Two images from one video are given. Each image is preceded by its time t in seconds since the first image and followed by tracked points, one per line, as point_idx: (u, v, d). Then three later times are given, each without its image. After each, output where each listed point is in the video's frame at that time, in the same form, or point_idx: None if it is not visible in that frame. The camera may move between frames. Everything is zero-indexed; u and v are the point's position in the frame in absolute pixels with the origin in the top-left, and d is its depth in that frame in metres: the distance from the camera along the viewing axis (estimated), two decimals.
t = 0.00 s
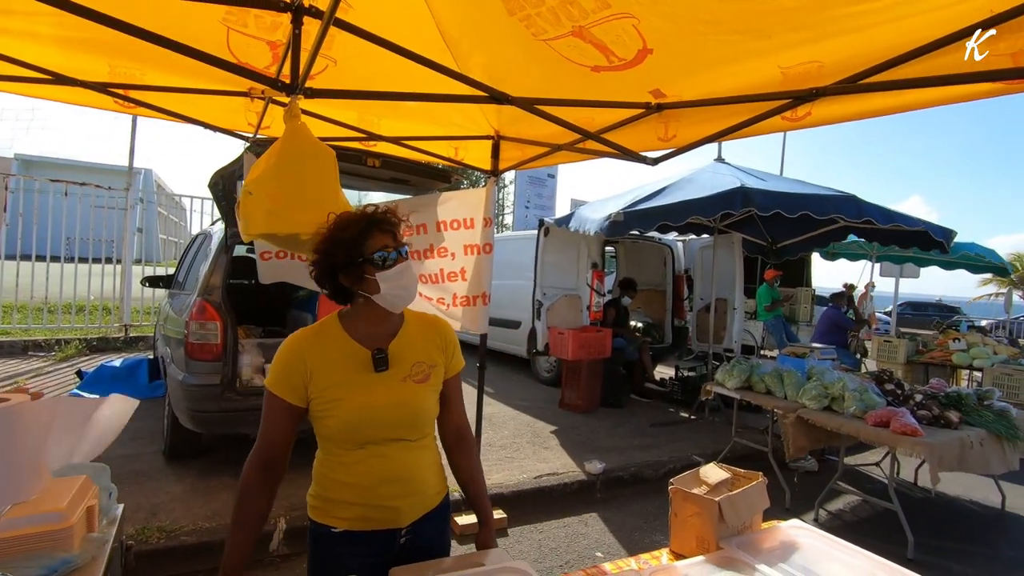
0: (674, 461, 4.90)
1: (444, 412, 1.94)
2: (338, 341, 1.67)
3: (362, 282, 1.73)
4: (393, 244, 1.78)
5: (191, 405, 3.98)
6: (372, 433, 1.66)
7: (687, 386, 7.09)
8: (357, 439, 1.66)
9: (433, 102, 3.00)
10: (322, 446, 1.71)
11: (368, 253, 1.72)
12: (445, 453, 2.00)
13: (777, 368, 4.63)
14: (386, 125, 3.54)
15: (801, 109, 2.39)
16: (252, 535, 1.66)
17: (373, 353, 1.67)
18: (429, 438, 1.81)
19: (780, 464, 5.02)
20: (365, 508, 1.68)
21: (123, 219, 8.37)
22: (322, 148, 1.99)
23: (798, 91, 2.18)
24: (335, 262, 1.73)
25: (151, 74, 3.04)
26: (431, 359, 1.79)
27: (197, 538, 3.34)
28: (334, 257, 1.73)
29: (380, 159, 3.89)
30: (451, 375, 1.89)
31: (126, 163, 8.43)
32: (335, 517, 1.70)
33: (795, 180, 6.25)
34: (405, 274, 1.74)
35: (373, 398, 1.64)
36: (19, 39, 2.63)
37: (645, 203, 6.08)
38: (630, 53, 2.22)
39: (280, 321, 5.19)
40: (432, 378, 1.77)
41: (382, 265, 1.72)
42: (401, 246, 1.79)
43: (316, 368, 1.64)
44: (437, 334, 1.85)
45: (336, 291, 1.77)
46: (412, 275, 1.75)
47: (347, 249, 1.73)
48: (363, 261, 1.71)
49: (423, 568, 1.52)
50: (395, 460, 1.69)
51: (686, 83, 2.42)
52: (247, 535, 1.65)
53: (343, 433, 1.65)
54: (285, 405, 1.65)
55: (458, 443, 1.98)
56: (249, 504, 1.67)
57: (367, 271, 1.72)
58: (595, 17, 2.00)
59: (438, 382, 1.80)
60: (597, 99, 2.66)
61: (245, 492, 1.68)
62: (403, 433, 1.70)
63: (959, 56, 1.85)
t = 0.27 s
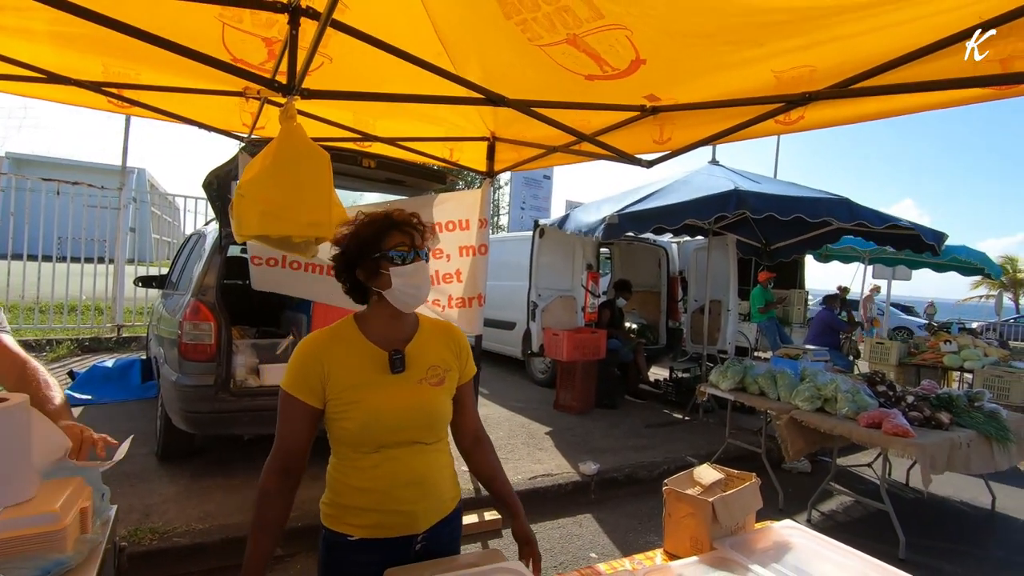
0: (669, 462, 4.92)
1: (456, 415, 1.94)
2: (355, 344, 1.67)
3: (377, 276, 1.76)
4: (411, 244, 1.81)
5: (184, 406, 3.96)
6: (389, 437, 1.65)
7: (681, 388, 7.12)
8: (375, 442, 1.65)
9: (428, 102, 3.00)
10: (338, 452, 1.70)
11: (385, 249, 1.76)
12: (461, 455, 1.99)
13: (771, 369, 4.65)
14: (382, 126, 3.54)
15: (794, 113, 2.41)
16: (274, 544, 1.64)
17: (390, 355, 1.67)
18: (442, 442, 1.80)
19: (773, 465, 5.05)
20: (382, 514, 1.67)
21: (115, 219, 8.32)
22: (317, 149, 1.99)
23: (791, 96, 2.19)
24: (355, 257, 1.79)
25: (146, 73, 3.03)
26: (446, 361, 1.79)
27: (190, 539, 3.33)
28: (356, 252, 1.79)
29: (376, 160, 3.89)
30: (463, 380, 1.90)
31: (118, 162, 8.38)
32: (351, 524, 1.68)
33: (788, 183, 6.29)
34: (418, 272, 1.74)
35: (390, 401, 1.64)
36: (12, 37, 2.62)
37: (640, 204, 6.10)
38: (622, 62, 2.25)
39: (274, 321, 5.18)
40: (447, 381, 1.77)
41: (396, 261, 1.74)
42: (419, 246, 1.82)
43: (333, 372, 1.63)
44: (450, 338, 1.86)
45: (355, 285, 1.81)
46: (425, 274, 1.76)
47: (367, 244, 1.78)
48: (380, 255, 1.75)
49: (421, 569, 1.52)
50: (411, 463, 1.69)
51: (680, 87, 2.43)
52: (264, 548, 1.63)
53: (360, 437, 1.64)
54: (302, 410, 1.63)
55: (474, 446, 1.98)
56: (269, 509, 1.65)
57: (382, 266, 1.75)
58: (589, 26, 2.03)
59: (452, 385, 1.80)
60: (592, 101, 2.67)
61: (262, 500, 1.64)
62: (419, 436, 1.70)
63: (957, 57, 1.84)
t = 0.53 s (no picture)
0: (667, 462, 4.93)
1: (483, 419, 1.92)
2: (382, 343, 1.67)
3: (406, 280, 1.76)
4: (442, 252, 1.80)
5: (182, 406, 3.95)
6: (412, 438, 1.65)
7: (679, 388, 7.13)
8: (397, 442, 1.65)
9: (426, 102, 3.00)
10: (361, 450, 1.71)
11: (417, 254, 1.76)
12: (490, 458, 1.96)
13: (768, 369, 4.65)
14: (381, 125, 3.54)
15: (792, 113, 2.41)
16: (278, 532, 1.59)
17: (417, 355, 1.68)
18: (465, 446, 1.79)
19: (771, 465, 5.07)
20: (400, 516, 1.67)
21: (113, 218, 8.30)
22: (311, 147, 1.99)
23: (789, 96, 2.19)
24: (389, 257, 1.79)
25: (144, 72, 3.02)
26: (472, 365, 1.78)
27: (188, 539, 3.32)
28: (389, 252, 1.80)
29: (375, 159, 3.88)
30: (489, 385, 1.89)
31: (116, 160, 8.35)
32: (369, 524, 1.69)
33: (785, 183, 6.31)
34: (444, 281, 1.74)
35: (415, 401, 1.64)
36: (10, 35, 2.61)
37: (638, 205, 6.11)
38: (620, 67, 2.26)
39: (272, 321, 5.17)
40: (472, 385, 1.76)
41: (424, 267, 1.74)
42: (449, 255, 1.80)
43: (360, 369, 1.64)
44: (479, 343, 1.85)
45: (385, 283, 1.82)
46: (451, 284, 1.75)
47: (400, 246, 1.78)
48: (410, 260, 1.76)
49: (421, 569, 1.52)
50: (432, 466, 1.68)
51: (679, 88, 2.44)
52: (271, 529, 1.57)
53: (384, 436, 1.65)
54: (329, 405, 1.64)
55: (504, 448, 1.95)
56: (276, 502, 1.60)
57: (411, 270, 1.75)
58: (587, 29, 2.04)
59: (477, 390, 1.79)
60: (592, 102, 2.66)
61: (273, 487, 1.61)
62: (442, 439, 1.69)
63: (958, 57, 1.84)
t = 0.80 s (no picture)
0: (666, 462, 4.93)
1: (501, 421, 1.89)
2: (400, 342, 1.67)
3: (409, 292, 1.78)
4: (446, 270, 1.74)
5: (181, 405, 3.94)
6: (423, 439, 1.64)
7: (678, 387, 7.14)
8: (407, 441, 1.65)
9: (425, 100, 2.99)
10: (373, 444, 1.72)
11: (418, 269, 1.75)
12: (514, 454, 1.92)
13: (768, 369, 4.65)
14: (381, 124, 3.54)
15: (791, 112, 2.41)
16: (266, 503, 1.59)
17: (433, 357, 1.66)
18: (476, 453, 1.77)
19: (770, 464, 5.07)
20: (404, 515, 1.67)
21: (113, 217, 8.30)
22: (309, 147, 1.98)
23: (788, 96, 2.19)
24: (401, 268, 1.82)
25: (144, 70, 3.02)
26: (491, 373, 1.75)
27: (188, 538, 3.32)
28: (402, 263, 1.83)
29: (374, 159, 3.88)
30: (508, 393, 1.85)
31: (116, 160, 8.35)
32: (373, 519, 1.70)
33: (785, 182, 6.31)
34: (434, 301, 1.68)
35: (427, 404, 1.62)
36: (10, 34, 2.61)
37: (638, 204, 6.11)
38: (619, 68, 2.27)
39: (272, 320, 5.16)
40: (489, 393, 1.73)
41: (418, 283, 1.72)
42: (452, 273, 1.73)
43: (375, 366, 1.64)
44: (502, 350, 1.82)
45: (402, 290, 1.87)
46: (443, 303, 1.68)
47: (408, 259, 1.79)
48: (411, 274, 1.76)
49: (420, 568, 1.52)
50: (439, 471, 1.67)
51: (678, 88, 2.44)
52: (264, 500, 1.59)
53: (394, 433, 1.65)
54: (343, 397, 1.66)
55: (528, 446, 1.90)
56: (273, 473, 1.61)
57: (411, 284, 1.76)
58: (585, 30, 2.04)
59: (493, 398, 1.75)
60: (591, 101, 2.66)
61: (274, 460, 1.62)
62: (452, 445, 1.67)
63: (956, 58, 1.84)
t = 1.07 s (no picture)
0: (667, 460, 4.93)
1: (501, 421, 1.90)
2: (402, 341, 1.67)
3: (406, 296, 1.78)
4: (440, 275, 1.71)
5: (182, 402, 3.94)
6: (423, 439, 1.64)
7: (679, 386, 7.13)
8: (408, 441, 1.65)
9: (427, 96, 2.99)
10: (375, 442, 1.72)
11: (414, 275, 1.73)
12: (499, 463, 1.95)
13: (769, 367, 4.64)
14: (382, 121, 3.53)
15: (793, 110, 2.40)
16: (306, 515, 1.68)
17: (435, 358, 1.66)
18: (478, 453, 1.76)
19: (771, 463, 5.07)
20: (403, 513, 1.67)
21: (113, 214, 8.29)
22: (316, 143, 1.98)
23: (790, 93, 2.19)
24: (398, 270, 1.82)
25: (145, 67, 3.01)
26: (495, 374, 1.74)
27: (189, 535, 3.33)
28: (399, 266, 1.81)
29: (375, 156, 3.87)
30: (510, 393, 1.84)
31: (116, 157, 8.34)
32: (372, 515, 1.70)
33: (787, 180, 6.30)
34: (428, 309, 1.68)
35: (428, 404, 1.62)
36: (10, 30, 2.60)
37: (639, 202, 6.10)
38: (621, 67, 2.26)
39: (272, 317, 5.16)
40: (491, 394, 1.72)
41: (413, 291, 1.72)
42: (447, 279, 1.71)
43: (377, 365, 1.64)
44: (507, 350, 1.81)
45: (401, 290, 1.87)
46: (437, 311, 1.67)
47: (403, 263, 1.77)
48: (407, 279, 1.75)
49: (422, 564, 1.52)
50: (440, 470, 1.67)
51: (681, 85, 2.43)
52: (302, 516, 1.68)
53: (395, 433, 1.65)
54: (346, 396, 1.66)
55: (512, 451, 1.93)
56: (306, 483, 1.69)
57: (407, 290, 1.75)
58: (588, 28, 2.03)
59: (496, 399, 1.75)
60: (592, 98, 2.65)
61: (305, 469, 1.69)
62: (453, 445, 1.67)
63: (957, 56, 1.84)
